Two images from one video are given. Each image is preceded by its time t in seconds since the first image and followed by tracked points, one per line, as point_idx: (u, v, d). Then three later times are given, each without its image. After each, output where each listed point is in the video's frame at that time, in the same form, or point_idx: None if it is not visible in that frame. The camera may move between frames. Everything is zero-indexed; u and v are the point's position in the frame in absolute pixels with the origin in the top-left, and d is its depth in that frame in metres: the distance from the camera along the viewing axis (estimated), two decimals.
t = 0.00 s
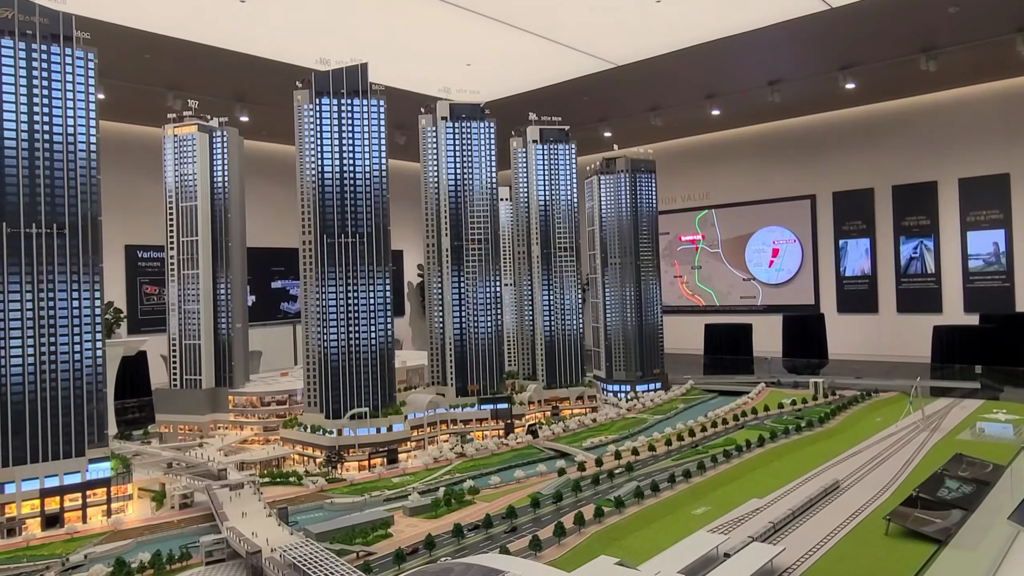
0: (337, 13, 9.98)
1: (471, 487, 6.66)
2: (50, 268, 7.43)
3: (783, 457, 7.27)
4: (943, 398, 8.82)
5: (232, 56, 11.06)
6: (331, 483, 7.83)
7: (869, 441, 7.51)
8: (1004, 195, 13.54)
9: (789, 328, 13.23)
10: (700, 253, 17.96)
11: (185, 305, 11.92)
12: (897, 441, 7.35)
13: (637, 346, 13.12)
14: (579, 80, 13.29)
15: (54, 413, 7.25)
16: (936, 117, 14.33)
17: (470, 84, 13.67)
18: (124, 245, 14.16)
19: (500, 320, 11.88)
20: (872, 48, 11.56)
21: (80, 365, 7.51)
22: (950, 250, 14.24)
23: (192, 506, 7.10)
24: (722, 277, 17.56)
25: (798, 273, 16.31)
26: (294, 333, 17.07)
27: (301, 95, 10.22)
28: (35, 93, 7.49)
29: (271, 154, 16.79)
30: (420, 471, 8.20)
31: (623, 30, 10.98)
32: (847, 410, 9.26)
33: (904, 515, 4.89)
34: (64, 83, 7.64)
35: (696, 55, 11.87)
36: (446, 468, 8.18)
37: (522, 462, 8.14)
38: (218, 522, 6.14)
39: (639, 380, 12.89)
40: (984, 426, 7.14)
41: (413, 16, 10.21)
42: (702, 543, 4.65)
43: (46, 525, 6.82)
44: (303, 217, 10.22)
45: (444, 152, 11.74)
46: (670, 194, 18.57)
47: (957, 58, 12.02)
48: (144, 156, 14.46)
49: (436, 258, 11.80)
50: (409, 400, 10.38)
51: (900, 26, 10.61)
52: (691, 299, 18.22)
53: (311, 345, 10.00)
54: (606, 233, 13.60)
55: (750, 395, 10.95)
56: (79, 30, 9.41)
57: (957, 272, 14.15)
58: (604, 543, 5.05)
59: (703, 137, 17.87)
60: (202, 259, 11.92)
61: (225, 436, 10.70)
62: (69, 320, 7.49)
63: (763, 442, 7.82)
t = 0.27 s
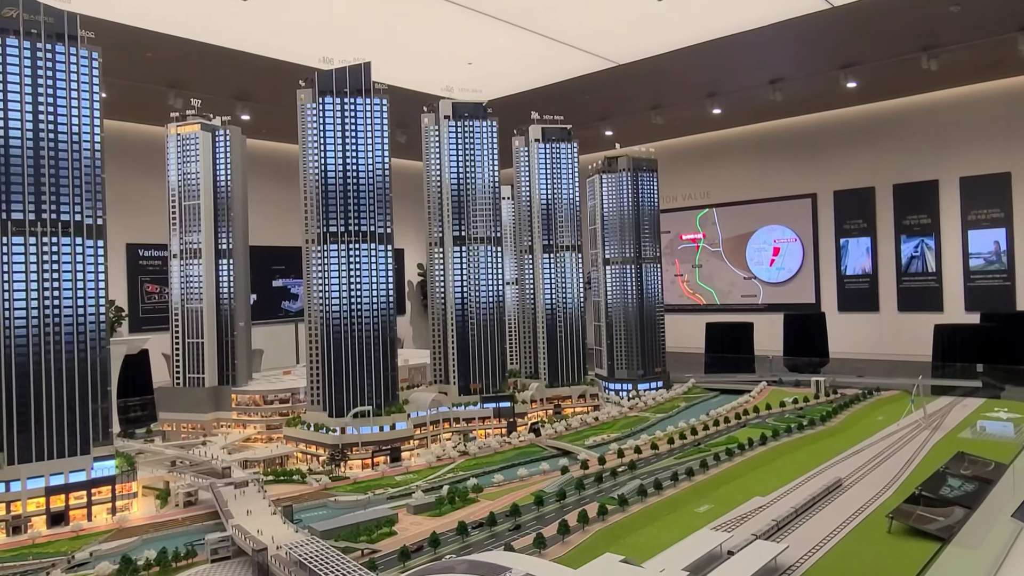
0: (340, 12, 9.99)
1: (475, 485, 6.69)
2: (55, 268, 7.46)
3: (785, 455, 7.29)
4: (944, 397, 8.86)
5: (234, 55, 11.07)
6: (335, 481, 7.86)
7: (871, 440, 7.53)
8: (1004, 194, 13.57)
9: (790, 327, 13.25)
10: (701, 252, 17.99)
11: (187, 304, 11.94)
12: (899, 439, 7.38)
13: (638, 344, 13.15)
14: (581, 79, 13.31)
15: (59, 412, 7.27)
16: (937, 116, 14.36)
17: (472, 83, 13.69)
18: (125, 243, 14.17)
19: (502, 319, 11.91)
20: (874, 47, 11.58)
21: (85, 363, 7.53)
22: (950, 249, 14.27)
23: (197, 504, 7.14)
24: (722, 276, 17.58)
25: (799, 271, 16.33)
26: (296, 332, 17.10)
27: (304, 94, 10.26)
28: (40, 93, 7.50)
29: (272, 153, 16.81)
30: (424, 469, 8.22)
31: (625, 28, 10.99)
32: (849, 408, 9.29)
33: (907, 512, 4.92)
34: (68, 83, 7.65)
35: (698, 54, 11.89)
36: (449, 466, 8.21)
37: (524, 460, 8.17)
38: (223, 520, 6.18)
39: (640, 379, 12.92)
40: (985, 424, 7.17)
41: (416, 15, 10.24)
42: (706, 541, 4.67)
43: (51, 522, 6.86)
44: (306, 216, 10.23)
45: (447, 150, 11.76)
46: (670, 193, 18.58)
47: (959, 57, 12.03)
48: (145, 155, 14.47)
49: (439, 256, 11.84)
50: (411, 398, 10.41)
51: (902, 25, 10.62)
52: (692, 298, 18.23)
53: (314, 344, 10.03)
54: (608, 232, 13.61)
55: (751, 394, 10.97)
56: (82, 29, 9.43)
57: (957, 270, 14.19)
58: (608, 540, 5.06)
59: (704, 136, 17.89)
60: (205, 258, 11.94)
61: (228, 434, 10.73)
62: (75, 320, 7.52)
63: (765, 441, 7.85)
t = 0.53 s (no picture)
0: (340, 10, 10.00)
1: (474, 482, 6.70)
2: (54, 264, 7.48)
3: (784, 453, 7.30)
4: (944, 395, 8.89)
5: (234, 53, 11.08)
6: (334, 479, 7.88)
7: (870, 437, 7.55)
8: (1004, 192, 13.59)
9: (790, 325, 13.27)
10: (701, 250, 17.99)
11: (187, 302, 11.96)
12: (898, 437, 7.39)
13: (638, 342, 13.17)
14: (581, 78, 13.31)
15: (61, 410, 7.29)
16: (937, 114, 14.36)
17: (472, 81, 13.70)
18: (125, 242, 14.19)
19: (502, 316, 11.93)
20: (874, 46, 11.58)
21: (85, 360, 7.56)
22: (950, 247, 14.27)
23: (197, 502, 7.15)
24: (722, 274, 17.58)
25: (799, 270, 16.34)
26: (296, 330, 17.12)
27: (305, 92, 10.25)
28: (41, 91, 7.51)
29: (272, 152, 16.81)
30: (423, 466, 8.24)
31: (626, 27, 10.99)
32: (849, 406, 9.31)
33: (905, 510, 4.95)
34: (69, 81, 7.67)
35: (698, 52, 11.89)
36: (449, 464, 8.23)
37: (524, 458, 8.18)
38: (224, 518, 6.19)
39: (640, 376, 12.97)
40: (984, 422, 7.18)
41: (416, 13, 10.24)
42: (704, 538, 4.69)
43: (52, 520, 6.88)
44: (306, 215, 10.24)
45: (447, 148, 11.77)
46: (670, 192, 18.59)
47: (959, 56, 12.04)
48: (145, 153, 14.49)
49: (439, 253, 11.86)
50: (411, 396, 10.42)
51: (903, 24, 10.63)
52: (692, 297, 18.23)
53: (313, 341, 10.04)
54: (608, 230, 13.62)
55: (751, 392, 10.99)
56: (82, 27, 9.43)
57: (957, 269, 14.20)
58: (607, 538, 5.08)
59: (704, 134, 17.90)
60: (205, 257, 11.95)
61: (228, 432, 10.75)
62: (75, 319, 7.54)
63: (765, 438, 7.86)
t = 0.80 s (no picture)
0: (340, 8, 10.00)
1: (473, 480, 6.72)
2: (55, 263, 7.50)
3: (783, 452, 7.30)
4: (943, 394, 8.89)
5: (234, 52, 11.08)
6: (333, 477, 7.91)
7: (869, 436, 7.56)
8: (1005, 191, 13.59)
9: (789, 323, 13.28)
10: (701, 249, 17.99)
11: (187, 301, 11.99)
12: (897, 436, 7.40)
13: (638, 341, 13.16)
14: (582, 77, 13.31)
15: (60, 410, 7.30)
16: (938, 113, 14.35)
17: (472, 80, 13.70)
18: (126, 240, 14.20)
19: (502, 315, 11.93)
20: (874, 44, 11.57)
21: (85, 358, 7.58)
22: (951, 246, 14.27)
23: (197, 500, 7.17)
24: (722, 273, 17.58)
25: (799, 268, 16.34)
26: (296, 328, 17.13)
27: (304, 91, 10.26)
28: (41, 90, 7.53)
29: (272, 150, 16.83)
30: (423, 465, 8.25)
31: (626, 25, 10.99)
32: (848, 404, 9.32)
33: (902, 508, 4.98)
34: (69, 80, 7.69)
35: (698, 51, 11.89)
36: (448, 462, 8.25)
37: (524, 456, 8.19)
38: (223, 516, 6.21)
39: (640, 375, 12.97)
40: (983, 421, 7.19)
41: (416, 12, 10.24)
42: (701, 536, 4.71)
43: (52, 518, 6.88)
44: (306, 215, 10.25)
45: (446, 147, 11.77)
46: (670, 190, 18.59)
47: (959, 54, 12.02)
48: (146, 152, 14.50)
49: (438, 252, 11.87)
50: (411, 394, 10.43)
51: (903, 22, 10.62)
52: (693, 295, 18.23)
53: (313, 340, 10.05)
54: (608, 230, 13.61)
55: (750, 390, 11.00)
56: (83, 26, 9.44)
57: (957, 267, 14.20)
58: (605, 536, 5.10)
59: (705, 133, 17.88)
60: (206, 256, 11.97)
61: (228, 431, 10.77)
62: (75, 319, 7.56)
63: (764, 437, 7.87)
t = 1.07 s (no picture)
0: (340, 6, 9.98)
1: (473, 478, 6.72)
2: (54, 260, 7.50)
3: (782, 450, 7.30)
4: (943, 392, 8.88)
5: (234, 50, 11.07)
6: (333, 475, 7.91)
7: (869, 433, 7.56)
8: (1005, 189, 13.56)
9: (789, 321, 13.27)
10: (701, 247, 17.97)
11: (187, 299, 12.00)
12: (897, 433, 7.39)
13: (638, 339, 13.16)
14: (582, 74, 13.29)
15: (60, 408, 7.29)
16: (938, 111, 14.33)
17: (472, 77, 13.68)
18: (126, 238, 14.19)
19: (502, 313, 11.92)
20: (875, 42, 11.55)
21: (84, 356, 7.56)
22: (951, 244, 14.26)
23: (196, 498, 7.18)
24: (722, 271, 17.57)
25: (799, 266, 16.33)
26: (297, 326, 17.13)
27: (303, 89, 10.27)
28: (40, 89, 7.52)
29: (273, 148, 16.82)
30: (422, 463, 8.25)
31: (626, 23, 10.97)
32: (848, 402, 9.32)
33: (902, 506, 4.97)
34: (68, 79, 7.68)
35: (698, 49, 11.86)
36: (448, 460, 8.25)
37: (523, 454, 8.19)
38: (223, 513, 6.22)
39: (639, 373, 12.97)
40: (983, 419, 7.19)
41: (416, 10, 10.22)
42: (701, 534, 4.70)
43: (52, 516, 6.90)
44: (306, 214, 10.25)
45: (446, 145, 11.74)
46: (671, 188, 18.57)
47: (960, 52, 11.99)
48: (146, 150, 14.49)
49: (438, 250, 11.87)
50: (411, 393, 10.34)
51: (904, 20, 10.59)
52: (693, 293, 18.21)
53: (313, 339, 10.04)
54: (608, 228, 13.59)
55: (750, 388, 10.99)
56: (82, 24, 9.43)
57: (958, 266, 14.19)
58: (605, 533, 5.10)
59: (705, 131, 17.86)
60: (206, 254, 11.96)
61: (227, 429, 10.78)
62: (75, 317, 7.56)
63: (763, 434, 7.87)
